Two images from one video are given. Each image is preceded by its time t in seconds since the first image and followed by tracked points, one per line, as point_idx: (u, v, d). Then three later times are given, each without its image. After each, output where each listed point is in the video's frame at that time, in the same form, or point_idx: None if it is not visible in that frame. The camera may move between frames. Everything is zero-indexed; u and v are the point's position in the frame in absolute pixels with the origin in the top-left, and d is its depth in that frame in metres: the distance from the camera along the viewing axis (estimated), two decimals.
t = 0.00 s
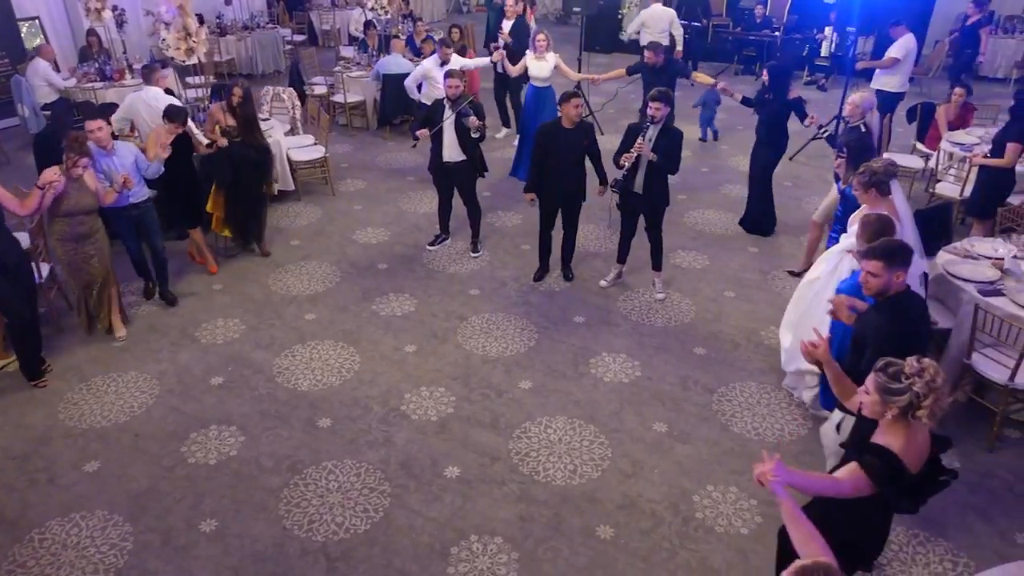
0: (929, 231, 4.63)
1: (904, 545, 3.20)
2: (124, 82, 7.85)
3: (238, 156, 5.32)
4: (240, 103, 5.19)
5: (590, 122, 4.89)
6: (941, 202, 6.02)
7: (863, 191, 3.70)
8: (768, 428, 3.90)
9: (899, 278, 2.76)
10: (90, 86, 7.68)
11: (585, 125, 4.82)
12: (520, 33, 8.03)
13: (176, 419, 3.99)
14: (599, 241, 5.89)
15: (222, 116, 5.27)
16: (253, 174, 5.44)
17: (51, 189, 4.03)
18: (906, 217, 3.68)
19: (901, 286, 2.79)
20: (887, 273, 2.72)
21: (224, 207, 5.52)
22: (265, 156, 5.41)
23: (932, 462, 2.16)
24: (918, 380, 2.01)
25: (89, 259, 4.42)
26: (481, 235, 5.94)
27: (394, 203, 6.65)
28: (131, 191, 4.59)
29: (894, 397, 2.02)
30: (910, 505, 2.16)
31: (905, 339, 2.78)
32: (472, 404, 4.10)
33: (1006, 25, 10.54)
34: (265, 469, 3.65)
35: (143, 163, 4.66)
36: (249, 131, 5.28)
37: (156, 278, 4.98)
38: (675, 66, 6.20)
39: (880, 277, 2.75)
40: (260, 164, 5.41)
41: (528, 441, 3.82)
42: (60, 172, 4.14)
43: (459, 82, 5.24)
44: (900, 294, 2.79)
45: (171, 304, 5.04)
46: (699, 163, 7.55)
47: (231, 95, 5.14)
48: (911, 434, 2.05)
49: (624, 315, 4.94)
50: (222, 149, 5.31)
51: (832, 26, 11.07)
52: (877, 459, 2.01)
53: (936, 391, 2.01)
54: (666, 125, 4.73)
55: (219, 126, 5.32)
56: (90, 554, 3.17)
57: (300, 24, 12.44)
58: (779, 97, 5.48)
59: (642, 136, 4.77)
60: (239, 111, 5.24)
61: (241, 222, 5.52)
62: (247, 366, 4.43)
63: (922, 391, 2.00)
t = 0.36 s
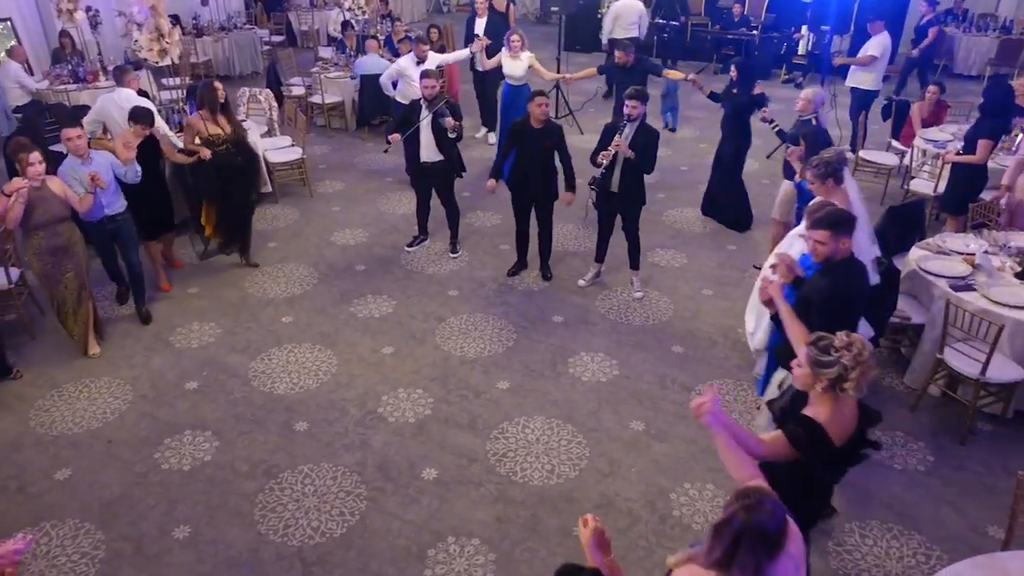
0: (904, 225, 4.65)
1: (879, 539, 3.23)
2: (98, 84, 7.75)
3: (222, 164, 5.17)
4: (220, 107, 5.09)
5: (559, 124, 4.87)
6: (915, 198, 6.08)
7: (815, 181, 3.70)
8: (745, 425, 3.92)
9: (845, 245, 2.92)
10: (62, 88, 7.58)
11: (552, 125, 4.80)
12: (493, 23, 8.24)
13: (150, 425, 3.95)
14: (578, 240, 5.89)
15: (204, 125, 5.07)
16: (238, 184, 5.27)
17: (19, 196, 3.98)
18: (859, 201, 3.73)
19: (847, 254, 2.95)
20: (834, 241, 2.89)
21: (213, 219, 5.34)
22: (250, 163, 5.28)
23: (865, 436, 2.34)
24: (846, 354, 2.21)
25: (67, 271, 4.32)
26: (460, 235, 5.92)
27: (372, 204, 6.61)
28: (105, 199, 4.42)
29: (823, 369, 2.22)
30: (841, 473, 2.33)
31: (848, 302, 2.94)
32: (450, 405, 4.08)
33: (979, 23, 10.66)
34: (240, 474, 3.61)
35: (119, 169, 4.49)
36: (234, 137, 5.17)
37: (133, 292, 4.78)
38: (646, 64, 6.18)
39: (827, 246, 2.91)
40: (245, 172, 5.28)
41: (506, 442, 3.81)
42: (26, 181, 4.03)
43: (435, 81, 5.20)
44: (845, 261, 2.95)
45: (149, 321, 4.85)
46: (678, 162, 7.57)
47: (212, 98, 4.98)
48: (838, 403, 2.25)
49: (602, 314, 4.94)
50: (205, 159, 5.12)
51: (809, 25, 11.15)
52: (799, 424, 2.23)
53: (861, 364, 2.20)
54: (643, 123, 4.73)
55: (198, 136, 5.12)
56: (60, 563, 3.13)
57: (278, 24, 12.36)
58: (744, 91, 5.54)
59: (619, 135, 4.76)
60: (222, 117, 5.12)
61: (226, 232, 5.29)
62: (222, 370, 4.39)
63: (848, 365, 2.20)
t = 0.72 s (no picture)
0: (878, 223, 4.69)
1: (854, 534, 3.25)
2: (73, 87, 7.68)
3: (204, 168, 4.89)
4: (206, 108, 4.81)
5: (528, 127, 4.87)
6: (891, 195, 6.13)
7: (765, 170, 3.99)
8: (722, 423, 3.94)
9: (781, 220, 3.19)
10: (37, 91, 7.50)
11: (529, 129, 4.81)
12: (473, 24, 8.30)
13: (125, 431, 3.91)
14: (558, 240, 5.90)
15: (187, 126, 4.80)
16: (223, 186, 5.03)
17: None
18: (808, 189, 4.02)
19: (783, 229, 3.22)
20: (771, 215, 3.15)
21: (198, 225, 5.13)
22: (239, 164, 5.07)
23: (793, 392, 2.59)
24: (768, 323, 2.43)
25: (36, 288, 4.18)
26: (440, 236, 5.91)
27: (352, 206, 6.59)
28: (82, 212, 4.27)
29: (749, 337, 2.43)
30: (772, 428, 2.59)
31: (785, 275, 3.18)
32: (429, 407, 4.07)
33: (954, 21, 10.78)
34: (216, 480, 3.59)
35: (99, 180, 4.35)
36: (221, 139, 4.91)
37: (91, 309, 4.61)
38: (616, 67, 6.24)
39: (765, 220, 3.17)
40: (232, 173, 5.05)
41: (484, 443, 3.80)
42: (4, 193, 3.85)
43: (413, 83, 5.19)
44: (780, 235, 3.21)
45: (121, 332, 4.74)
46: (657, 161, 7.60)
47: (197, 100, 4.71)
48: (764, 367, 2.45)
49: (582, 314, 4.95)
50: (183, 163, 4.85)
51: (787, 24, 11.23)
52: (727, 384, 2.48)
53: (783, 331, 2.42)
54: (619, 124, 4.76)
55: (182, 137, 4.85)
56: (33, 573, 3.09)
57: (257, 26, 12.30)
58: (703, 92, 5.78)
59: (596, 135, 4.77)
60: (207, 119, 4.84)
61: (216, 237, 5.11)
62: (199, 375, 4.36)
63: (771, 332, 2.41)
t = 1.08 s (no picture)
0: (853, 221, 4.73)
1: (831, 530, 3.28)
2: (48, 90, 7.59)
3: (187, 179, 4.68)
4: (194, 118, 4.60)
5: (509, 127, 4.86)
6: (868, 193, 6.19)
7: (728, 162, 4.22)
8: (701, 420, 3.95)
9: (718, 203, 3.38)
10: (11, 94, 7.41)
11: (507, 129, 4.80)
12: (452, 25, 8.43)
13: (100, 437, 3.87)
14: (538, 241, 5.90)
15: (172, 136, 4.58)
16: (204, 200, 4.86)
17: None
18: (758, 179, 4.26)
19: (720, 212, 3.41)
20: (708, 198, 3.32)
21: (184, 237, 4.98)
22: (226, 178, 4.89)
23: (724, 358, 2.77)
24: (706, 294, 2.51)
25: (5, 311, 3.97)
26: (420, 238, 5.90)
27: (332, 208, 6.56)
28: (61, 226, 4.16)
29: (688, 306, 2.52)
30: (709, 394, 2.73)
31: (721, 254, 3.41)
32: (408, 409, 4.06)
33: (931, 21, 10.90)
34: (193, 485, 3.56)
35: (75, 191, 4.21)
36: (208, 151, 4.71)
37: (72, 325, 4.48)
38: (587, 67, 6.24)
39: (703, 203, 3.34)
40: (216, 188, 4.86)
41: (464, 444, 3.80)
42: None
43: (390, 84, 5.17)
44: (718, 217, 3.39)
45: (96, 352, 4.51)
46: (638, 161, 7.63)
47: (184, 110, 4.49)
48: (703, 337, 2.57)
49: (561, 314, 4.95)
50: (163, 173, 4.68)
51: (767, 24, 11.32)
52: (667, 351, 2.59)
53: (721, 302, 2.52)
54: (597, 124, 4.77)
55: (167, 146, 4.64)
56: None
57: (237, 27, 12.23)
58: (661, 92, 5.91)
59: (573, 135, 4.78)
60: (195, 129, 4.64)
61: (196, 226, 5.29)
62: (176, 380, 4.32)
63: (709, 302, 2.50)
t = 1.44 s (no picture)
0: (832, 219, 4.76)
1: (809, 526, 3.30)
2: (24, 91, 7.50)
3: (171, 190, 4.55)
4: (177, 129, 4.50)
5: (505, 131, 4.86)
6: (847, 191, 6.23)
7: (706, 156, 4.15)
8: (680, 418, 3.97)
9: (680, 194, 3.49)
10: None
11: (494, 128, 4.80)
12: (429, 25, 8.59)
13: (76, 443, 3.82)
14: (520, 240, 5.91)
15: (154, 147, 4.44)
16: (191, 211, 4.68)
17: None
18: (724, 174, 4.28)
19: (682, 202, 3.51)
20: (672, 189, 3.43)
21: (172, 249, 4.78)
22: (212, 190, 4.74)
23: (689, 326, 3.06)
24: (674, 267, 2.76)
25: None
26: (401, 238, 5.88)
27: (312, 209, 6.52)
28: (40, 239, 3.95)
29: (657, 281, 2.76)
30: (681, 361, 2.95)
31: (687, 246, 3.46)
32: (389, 410, 4.05)
33: (909, 19, 10.99)
34: (170, 490, 3.52)
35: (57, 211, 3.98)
36: (192, 162, 4.60)
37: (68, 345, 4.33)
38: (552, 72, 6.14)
39: (666, 194, 3.44)
40: (205, 198, 4.72)
41: (444, 445, 3.79)
42: None
43: (369, 84, 5.20)
44: (680, 208, 3.49)
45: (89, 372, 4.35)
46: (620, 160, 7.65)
47: (167, 120, 4.38)
48: (672, 306, 2.81)
49: (543, 314, 4.95)
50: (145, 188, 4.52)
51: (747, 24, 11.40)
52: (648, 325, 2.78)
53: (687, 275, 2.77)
54: (577, 124, 4.77)
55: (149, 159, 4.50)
56: None
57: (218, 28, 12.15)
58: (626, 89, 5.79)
59: (553, 134, 4.78)
60: (178, 140, 4.53)
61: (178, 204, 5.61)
62: (154, 384, 4.27)
63: (677, 276, 2.74)
